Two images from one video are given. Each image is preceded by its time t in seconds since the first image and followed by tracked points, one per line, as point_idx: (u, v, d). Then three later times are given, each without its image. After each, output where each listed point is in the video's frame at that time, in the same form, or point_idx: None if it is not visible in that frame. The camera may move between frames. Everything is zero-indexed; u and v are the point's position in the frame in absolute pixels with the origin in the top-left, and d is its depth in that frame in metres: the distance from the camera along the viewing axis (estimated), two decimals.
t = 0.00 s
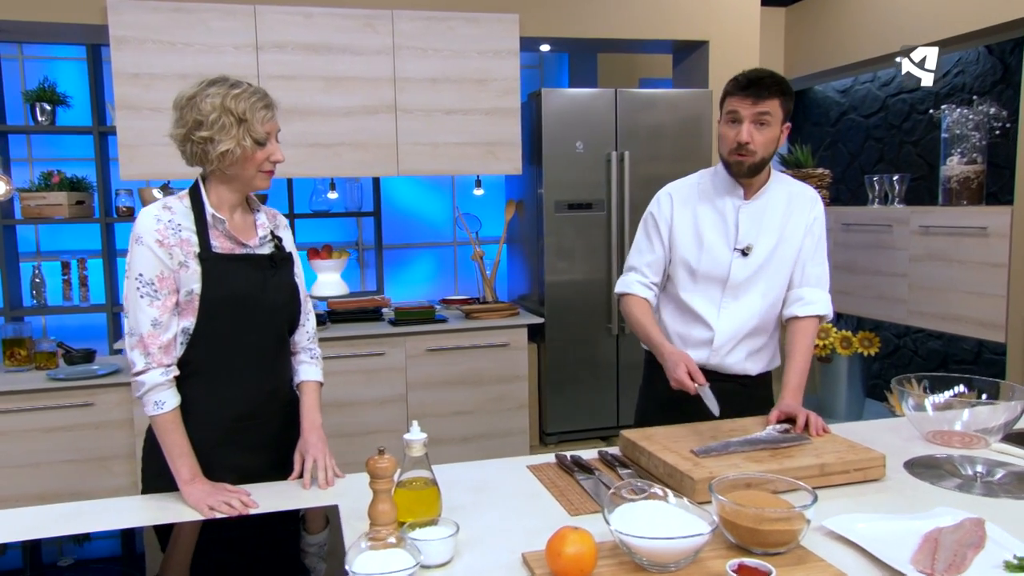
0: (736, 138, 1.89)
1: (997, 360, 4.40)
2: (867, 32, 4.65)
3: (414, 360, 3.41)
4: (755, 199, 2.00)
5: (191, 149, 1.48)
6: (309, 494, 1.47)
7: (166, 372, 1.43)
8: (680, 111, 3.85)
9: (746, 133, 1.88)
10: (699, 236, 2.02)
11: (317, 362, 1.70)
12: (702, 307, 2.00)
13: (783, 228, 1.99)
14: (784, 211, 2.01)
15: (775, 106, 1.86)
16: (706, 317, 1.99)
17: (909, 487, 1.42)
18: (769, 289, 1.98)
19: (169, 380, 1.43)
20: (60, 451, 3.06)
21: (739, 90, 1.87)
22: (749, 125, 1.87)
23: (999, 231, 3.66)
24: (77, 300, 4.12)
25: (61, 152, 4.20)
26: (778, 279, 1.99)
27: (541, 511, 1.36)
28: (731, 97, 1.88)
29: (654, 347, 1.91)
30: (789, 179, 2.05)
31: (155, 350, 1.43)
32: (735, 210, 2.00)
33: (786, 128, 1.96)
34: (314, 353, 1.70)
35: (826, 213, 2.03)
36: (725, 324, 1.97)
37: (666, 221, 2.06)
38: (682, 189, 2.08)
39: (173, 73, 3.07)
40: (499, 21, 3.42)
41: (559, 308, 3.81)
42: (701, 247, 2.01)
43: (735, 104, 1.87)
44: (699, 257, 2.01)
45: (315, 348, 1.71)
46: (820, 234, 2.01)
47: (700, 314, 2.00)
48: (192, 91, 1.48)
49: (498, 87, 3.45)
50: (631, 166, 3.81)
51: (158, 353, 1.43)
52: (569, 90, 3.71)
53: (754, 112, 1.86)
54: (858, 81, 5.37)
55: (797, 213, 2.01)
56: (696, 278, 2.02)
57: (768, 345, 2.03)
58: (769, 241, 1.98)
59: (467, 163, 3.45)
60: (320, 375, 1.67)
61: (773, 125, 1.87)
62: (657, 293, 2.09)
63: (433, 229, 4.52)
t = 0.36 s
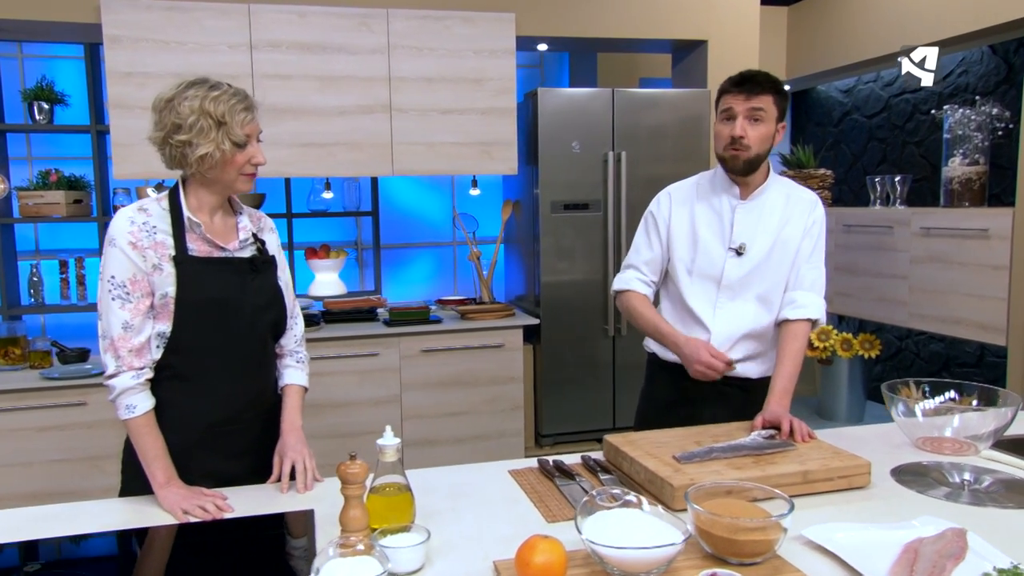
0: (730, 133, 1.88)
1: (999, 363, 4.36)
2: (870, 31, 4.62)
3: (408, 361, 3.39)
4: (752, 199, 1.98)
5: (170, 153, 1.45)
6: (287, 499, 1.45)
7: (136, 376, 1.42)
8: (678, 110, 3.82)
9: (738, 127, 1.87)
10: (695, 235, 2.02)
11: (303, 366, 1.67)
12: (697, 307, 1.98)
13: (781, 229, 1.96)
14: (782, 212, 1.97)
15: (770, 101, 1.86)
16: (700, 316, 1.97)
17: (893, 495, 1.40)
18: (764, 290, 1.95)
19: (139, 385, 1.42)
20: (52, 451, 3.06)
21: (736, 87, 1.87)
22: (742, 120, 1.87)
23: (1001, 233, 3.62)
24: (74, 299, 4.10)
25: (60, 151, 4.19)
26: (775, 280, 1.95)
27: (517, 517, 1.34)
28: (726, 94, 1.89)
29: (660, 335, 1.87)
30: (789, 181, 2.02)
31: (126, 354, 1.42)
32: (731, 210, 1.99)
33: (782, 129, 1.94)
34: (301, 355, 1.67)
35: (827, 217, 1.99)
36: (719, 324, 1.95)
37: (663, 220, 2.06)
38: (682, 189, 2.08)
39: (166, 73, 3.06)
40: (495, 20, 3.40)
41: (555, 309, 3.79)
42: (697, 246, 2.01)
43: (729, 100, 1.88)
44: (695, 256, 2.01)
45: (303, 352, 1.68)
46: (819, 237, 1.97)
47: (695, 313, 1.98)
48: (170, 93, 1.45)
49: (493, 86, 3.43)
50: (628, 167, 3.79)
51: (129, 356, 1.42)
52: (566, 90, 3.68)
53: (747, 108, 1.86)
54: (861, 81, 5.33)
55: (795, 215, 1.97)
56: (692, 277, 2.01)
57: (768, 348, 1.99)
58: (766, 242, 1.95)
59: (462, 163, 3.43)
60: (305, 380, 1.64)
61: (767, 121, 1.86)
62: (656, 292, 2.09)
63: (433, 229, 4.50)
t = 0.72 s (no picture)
0: (735, 126, 1.83)
1: (999, 367, 4.33)
2: (870, 32, 4.59)
3: (402, 362, 3.39)
4: (745, 201, 1.95)
5: (158, 158, 1.43)
6: (266, 502, 1.44)
7: (117, 378, 1.41)
8: (674, 111, 3.80)
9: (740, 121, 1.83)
10: (686, 236, 1.99)
11: (286, 371, 1.65)
12: (689, 308, 1.95)
13: (773, 230, 1.94)
14: (775, 214, 1.95)
15: (769, 96, 1.85)
16: (691, 318, 1.94)
17: (877, 502, 1.38)
18: (756, 292, 1.93)
19: (119, 388, 1.41)
20: (45, 450, 3.06)
21: (739, 81, 1.84)
22: (747, 113, 1.83)
23: (1000, 236, 3.59)
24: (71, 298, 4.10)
25: (58, 150, 4.18)
26: (767, 281, 1.93)
27: (497, 523, 1.33)
28: (727, 88, 1.84)
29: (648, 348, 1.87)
30: (781, 183, 2.00)
31: (106, 356, 1.41)
32: (723, 211, 1.96)
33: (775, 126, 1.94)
34: (285, 359, 1.65)
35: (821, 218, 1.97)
36: (710, 325, 1.92)
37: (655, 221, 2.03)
38: (674, 191, 2.05)
39: (160, 72, 3.06)
40: (490, 20, 3.38)
41: (551, 311, 3.78)
42: (689, 248, 1.98)
43: (732, 94, 1.84)
44: (686, 257, 1.98)
45: (287, 356, 1.67)
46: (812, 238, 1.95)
47: (686, 315, 1.95)
48: (147, 98, 1.43)
49: (489, 87, 3.41)
50: (624, 167, 3.77)
51: (109, 359, 1.41)
52: (562, 90, 3.67)
53: (750, 101, 1.83)
54: (863, 82, 5.30)
55: (788, 217, 1.95)
56: (684, 279, 1.98)
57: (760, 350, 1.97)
58: (758, 243, 1.93)
59: (457, 163, 3.42)
60: (288, 385, 1.63)
61: (769, 115, 1.84)
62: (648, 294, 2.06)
63: (431, 229, 4.50)
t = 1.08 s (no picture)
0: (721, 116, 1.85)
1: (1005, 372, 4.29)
2: (875, 34, 4.57)
3: (401, 363, 3.38)
4: (739, 201, 1.94)
5: (149, 160, 1.42)
6: (252, 505, 1.43)
7: (104, 380, 1.41)
8: (676, 112, 3.78)
9: (731, 108, 1.83)
10: (682, 240, 1.97)
11: (275, 373, 1.65)
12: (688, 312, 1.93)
13: (769, 228, 1.93)
14: (771, 212, 1.94)
15: (755, 93, 1.87)
16: (692, 321, 1.91)
17: (867, 510, 1.36)
18: (756, 292, 1.92)
19: (107, 389, 1.41)
20: (45, 449, 3.06)
21: (726, 76, 1.87)
22: (733, 104, 1.84)
23: (1005, 239, 3.56)
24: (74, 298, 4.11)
25: (62, 150, 4.19)
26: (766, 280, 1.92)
27: (481, 527, 1.32)
28: (714, 83, 1.88)
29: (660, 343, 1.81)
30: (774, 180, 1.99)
31: (94, 357, 1.41)
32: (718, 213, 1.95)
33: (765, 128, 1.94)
34: (274, 362, 1.66)
35: (817, 213, 1.96)
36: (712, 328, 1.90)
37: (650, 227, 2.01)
38: (667, 196, 2.04)
39: (160, 72, 3.07)
40: (490, 21, 3.38)
41: (551, 313, 3.76)
42: (686, 251, 1.96)
43: (719, 88, 1.86)
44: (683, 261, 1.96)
45: (276, 358, 1.67)
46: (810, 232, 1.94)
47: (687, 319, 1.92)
48: (134, 100, 1.43)
49: (489, 88, 3.41)
50: (625, 169, 3.76)
51: (97, 360, 1.41)
52: (563, 92, 3.66)
53: (737, 94, 1.85)
54: (868, 84, 5.26)
55: (784, 214, 1.94)
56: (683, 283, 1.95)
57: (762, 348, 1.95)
58: (756, 242, 1.92)
59: (457, 165, 3.42)
60: (276, 388, 1.63)
61: (756, 109, 1.85)
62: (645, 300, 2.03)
63: (434, 231, 4.49)
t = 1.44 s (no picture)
0: (718, 148, 1.81)
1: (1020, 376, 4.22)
2: (888, 34, 4.51)
3: (405, 365, 3.38)
4: (738, 207, 1.92)
5: (144, 164, 1.43)
6: (243, 507, 1.43)
7: (98, 382, 1.41)
8: (683, 114, 3.75)
9: (727, 142, 1.80)
10: (680, 244, 1.95)
11: (269, 376, 1.66)
12: (686, 317, 1.91)
13: (768, 234, 1.91)
14: (769, 217, 1.92)
15: (755, 113, 1.78)
16: (689, 326, 1.90)
17: (864, 518, 1.34)
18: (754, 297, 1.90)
19: (100, 392, 1.41)
20: (53, 449, 3.09)
21: (723, 100, 1.77)
22: (729, 134, 1.79)
23: (1019, 242, 3.50)
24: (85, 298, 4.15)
25: (75, 152, 4.23)
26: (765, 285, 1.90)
27: (470, 532, 1.31)
28: (711, 106, 1.79)
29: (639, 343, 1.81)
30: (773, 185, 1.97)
31: (87, 359, 1.41)
32: (716, 218, 1.93)
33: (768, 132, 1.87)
34: (269, 363, 1.66)
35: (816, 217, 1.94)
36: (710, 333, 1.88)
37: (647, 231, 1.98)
38: (665, 200, 2.01)
39: (166, 75, 3.09)
40: (496, 23, 3.37)
41: (557, 315, 3.75)
42: (684, 257, 1.94)
43: (715, 113, 1.79)
44: (681, 266, 1.94)
45: (271, 360, 1.67)
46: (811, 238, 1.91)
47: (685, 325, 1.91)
48: (129, 104, 1.43)
49: (495, 90, 3.40)
50: (632, 171, 3.74)
51: (90, 362, 1.41)
52: (569, 94, 3.64)
53: (733, 122, 1.78)
54: (882, 84, 5.21)
55: (783, 220, 1.92)
56: (680, 287, 1.94)
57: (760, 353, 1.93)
58: (754, 248, 1.91)
59: (463, 167, 3.42)
60: (270, 390, 1.63)
61: (753, 133, 1.79)
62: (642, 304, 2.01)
63: (442, 232, 4.49)
